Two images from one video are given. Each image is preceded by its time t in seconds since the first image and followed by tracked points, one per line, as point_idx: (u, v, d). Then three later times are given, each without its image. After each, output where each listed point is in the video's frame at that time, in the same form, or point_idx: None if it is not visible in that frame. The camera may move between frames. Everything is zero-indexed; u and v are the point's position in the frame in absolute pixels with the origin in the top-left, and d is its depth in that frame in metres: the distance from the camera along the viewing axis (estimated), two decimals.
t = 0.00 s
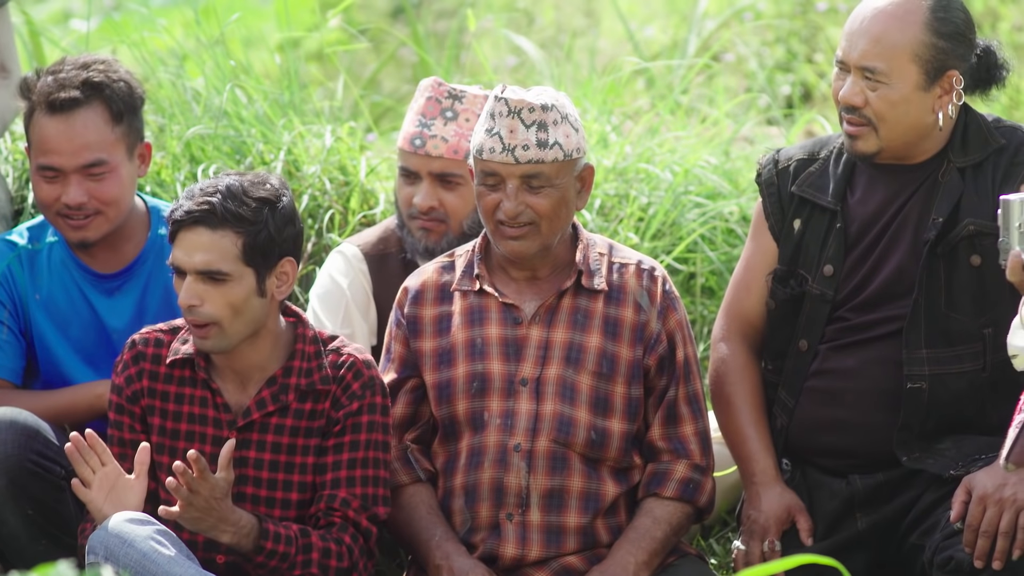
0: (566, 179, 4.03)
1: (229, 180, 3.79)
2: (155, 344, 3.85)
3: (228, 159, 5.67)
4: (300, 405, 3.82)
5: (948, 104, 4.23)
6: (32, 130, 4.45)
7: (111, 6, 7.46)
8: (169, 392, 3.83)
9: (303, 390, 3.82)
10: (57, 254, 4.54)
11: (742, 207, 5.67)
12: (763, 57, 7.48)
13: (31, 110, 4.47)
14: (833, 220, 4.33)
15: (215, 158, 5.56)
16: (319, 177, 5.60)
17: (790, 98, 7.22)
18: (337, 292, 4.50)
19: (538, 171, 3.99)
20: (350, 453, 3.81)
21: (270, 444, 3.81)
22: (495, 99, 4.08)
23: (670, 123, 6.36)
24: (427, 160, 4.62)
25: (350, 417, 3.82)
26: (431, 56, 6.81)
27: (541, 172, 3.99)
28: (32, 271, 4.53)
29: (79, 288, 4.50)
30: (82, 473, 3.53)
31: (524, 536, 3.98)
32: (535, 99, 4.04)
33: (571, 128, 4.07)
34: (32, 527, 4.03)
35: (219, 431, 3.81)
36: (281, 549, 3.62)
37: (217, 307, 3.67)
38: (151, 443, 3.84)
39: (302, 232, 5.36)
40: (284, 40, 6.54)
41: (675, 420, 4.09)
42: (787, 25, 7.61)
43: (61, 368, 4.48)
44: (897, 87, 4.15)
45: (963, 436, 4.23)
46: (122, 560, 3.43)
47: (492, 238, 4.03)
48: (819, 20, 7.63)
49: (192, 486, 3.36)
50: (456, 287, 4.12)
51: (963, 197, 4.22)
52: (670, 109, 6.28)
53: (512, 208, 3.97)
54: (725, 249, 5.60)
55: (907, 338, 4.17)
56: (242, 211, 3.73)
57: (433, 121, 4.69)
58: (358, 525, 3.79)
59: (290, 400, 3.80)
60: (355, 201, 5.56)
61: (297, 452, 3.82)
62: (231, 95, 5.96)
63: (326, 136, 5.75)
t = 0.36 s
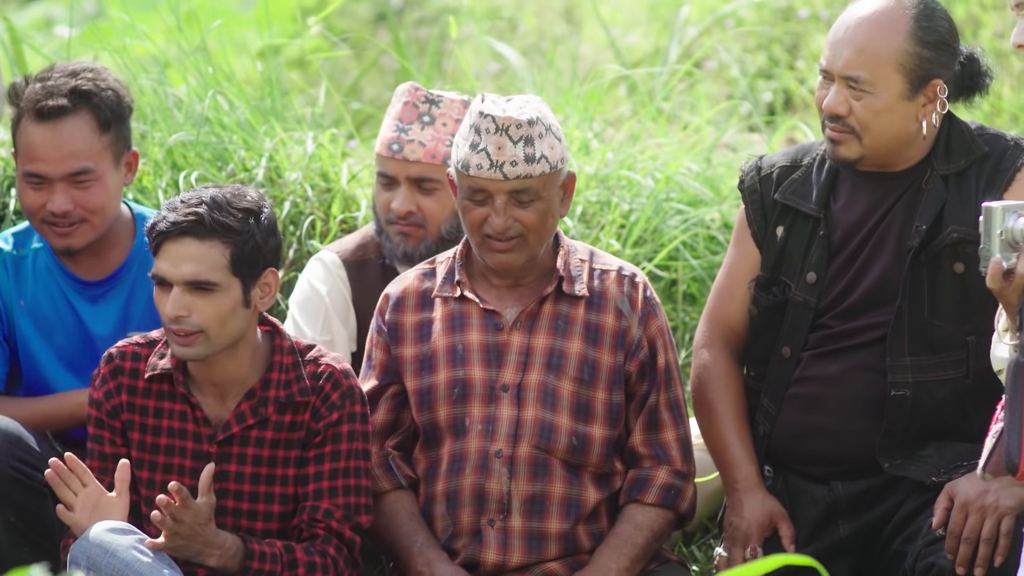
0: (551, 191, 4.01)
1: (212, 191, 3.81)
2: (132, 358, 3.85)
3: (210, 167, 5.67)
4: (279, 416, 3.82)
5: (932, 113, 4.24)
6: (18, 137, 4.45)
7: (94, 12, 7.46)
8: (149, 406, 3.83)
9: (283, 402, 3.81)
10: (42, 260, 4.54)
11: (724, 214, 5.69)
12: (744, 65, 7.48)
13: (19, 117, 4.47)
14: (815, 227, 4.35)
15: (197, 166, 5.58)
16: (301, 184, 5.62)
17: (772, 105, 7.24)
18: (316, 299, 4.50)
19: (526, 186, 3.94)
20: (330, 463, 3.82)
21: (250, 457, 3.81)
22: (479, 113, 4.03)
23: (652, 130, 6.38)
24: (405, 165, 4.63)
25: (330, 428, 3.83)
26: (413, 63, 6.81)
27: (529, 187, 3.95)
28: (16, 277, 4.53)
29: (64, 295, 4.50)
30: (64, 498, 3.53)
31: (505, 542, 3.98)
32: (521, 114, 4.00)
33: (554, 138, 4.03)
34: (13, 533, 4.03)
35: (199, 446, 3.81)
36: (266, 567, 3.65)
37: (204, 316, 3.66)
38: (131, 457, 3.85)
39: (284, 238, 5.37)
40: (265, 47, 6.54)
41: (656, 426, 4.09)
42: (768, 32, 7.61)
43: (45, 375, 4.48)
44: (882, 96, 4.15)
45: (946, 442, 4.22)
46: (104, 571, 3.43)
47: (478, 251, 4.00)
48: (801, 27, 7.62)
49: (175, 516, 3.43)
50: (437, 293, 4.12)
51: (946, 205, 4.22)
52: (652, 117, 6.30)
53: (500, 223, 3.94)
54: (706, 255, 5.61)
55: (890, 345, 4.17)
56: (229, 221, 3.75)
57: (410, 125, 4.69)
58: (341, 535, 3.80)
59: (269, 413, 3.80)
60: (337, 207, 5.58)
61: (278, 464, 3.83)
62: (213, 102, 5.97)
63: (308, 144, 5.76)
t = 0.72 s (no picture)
0: (542, 203, 4.00)
1: (207, 179, 3.82)
2: (115, 353, 3.85)
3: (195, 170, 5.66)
4: (261, 413, 3.81)
5: (915, 118, 4.25)
6: (6, 141, 4.42)
7: (79, 16, 7.43)
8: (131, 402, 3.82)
9: (264, 399, 3.80)
10: (27, 265, 4.53)
11: (709, 219, 5.69)
12: (729, 69, 7.45)
13: (8, 121, 4.45)
14: (799, 233, 4.35)
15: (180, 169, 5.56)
16: (285, 189, 5.61)
17: (757, 110, 7.25)
18: (299, 304, 4.49)
19: (520, 201, 3.94)
20: (313, 457, 3.80)
21: (232, 454, 3.81)
22: (470, 128, 3.99)
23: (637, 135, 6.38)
24: (387, 169, 4.64)
25: (312, 424, 3.82)
26: (398, 68, 6.79)
27: (523, 202, 3.94)
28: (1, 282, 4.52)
29: (49, 300, 4.48)
30: (48, 416, 3.46)
31: (490, 548, 3.97)
32: (513, 129, 3.97)
33: (543, 149, 4.02)
34: None
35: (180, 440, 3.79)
36: (256, 525, 3.59)
37: (188, 299, 3.66)
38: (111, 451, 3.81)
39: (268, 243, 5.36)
40: (249, 51, 6.52)
41: (641, 432, 4.10)
42: (754, 37, 7.59)
43: (29, 380, 4.46)
44: (866, 103, 4.15)
45: (930, 447, 4.22)
46: None
47: (470, 263, 4.00)
48: (787, 31, 7.58)
49: (178, 433, 3.38)
50: (422, 299, 4.12)
51: (929, 211, 4.23)
52: (636, 121, 6.30)
53: (495, 238, 3.93)
54: (692, 260, 5.62)
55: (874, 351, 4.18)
56: (221, 206, 3.76)
57: (392, 129, 4.70)
58: (325, 526, 3.75)
59: (251, 409, 3.79)
60: (321, 211, 5.57)
61: (259, 460, 3.82)
62: (198, 106, 5.95)
63: (293, 148, 5.75)
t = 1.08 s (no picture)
0: (531, 205, 4.00)
1: (212, 171, 3.83)
2: (107, 348, 3.82)
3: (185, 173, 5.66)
4: (254, 410, 3.80)
5: (910, 120, 4.25)
6: None
7: (68, 19, 7.43)
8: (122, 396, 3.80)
9: (257, 396, 3.79)
10: (15, 267, 4.52)
11: (698, 222, 5.71)
12: (718, 73, 7.46)
13: None
14: (789, 231, 4.37)
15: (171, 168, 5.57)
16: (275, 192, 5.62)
17: (746, 113, 7.26)
18: (289, 307, 4.48)
19: (511, 203, 3.93)
20: (305, 455, 3.81)
21: (224, 451, 3.80)
22: (460, 133, 3.98)
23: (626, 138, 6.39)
24: (378, 172, 4.65)
25: (305, 421, 3.82)
26: (387, 71, 6.80)
27: (513, 204, 3.94)
28: None
29: (38, 302, 4.48)
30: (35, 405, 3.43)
31: (479, 551, 3.97)
32: (503, 132, 3.97)
33: (533, 151, 4.01)
34: None
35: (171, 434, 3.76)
36: (248, 521, 3.57)
37: (187, 289, 3.65)
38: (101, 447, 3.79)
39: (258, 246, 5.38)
40: (239, 54, 6.51)
41: (630, 435, 4.10)
42: (742, 40, 7.59)
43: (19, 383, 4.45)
44: (863, 113, 4.13)
45: (919, 451, 4.23)
46: None
47: (461, 266, 3.99)
48: (776, 34, 7.58)
49: (177, 426, 3.34)
50: (411, 302, 4.12)
51: (918, 215, 4.23)
52: (625, 124, 6.30)
53: (487, 242, 3.93)
54: (681, 264, 5.63)
55: (865, 355, 4.18)
56: (226, 198, 3.77)
57: (382, 133, 4.71)
58: (318, 524, 3.77)
59: (243, 406, 3.78)
60: (311, 214, 5.58)
61: (251, 457, 3.82)
62: (187, 109, 5.95)
63: (282, 151, 5.75)
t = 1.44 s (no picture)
0: (523, 204, 4.00)
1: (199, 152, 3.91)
2: (98, 341, 3.79)
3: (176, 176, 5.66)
4: (249, 396, 3.77)
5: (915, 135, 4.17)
6: None
7: (60, 21, 7.42)
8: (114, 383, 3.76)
9: (252, 382, 3.77)
10: (6, 270, 4.51)
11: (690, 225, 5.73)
12: (710, 76, 7.46)
13: None
14: (789, 212, 4.40)
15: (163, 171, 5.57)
16: (267, 195, 5.63)
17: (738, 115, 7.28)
18: (282, 309, 4.48)
19: (502, 200, 3.94)
20: (307, 444, 3.79)
21: (217, 442, 3.76)
22: (451, 129, 3.99)
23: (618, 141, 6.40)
24: (372, 175, 4.65)
25: (304, 409, 3.80)
26: (379, 74, 6.80)
27: (504, 201, 3.95)
28: None
29: (28, 305, 4.48)
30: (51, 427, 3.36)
31: (471, 554, 3.98)
32: (494, 128, 3.98)
33: (524, 151, 4.02)
34: None
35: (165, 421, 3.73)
36: (257, 528, 3.57)
37: (181, 257, 3.69)
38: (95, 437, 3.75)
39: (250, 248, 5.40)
40: (231, 55, 6.52)
41: (621, 438, 4.10)
42: (734, 43, 7.60)
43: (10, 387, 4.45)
44: (876, 148, 4.06)
45: (911, 454, 4.23)
46: None
47: (451, 265, 3.99)
48: (767, 37, 7.59)
49: (172, 457, 3.33)
50: (402, 305, 4.12)
51: (913, 221, 4.19)
52: (617, 127, 6.31)
53: (477, 239, 3.93)
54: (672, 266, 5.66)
55: (858, 360, 4.18)
56: (215, 171, 3.83)
57: (376, 136, 4.71)
58: (325, 512, 3.78)
59: (240, 391, 3.75)
60: (303, 217, 5.59)
61: (246, 444, 3.78)
62: (179, 111, 5.95)
63: (274, 153, 5.76)
